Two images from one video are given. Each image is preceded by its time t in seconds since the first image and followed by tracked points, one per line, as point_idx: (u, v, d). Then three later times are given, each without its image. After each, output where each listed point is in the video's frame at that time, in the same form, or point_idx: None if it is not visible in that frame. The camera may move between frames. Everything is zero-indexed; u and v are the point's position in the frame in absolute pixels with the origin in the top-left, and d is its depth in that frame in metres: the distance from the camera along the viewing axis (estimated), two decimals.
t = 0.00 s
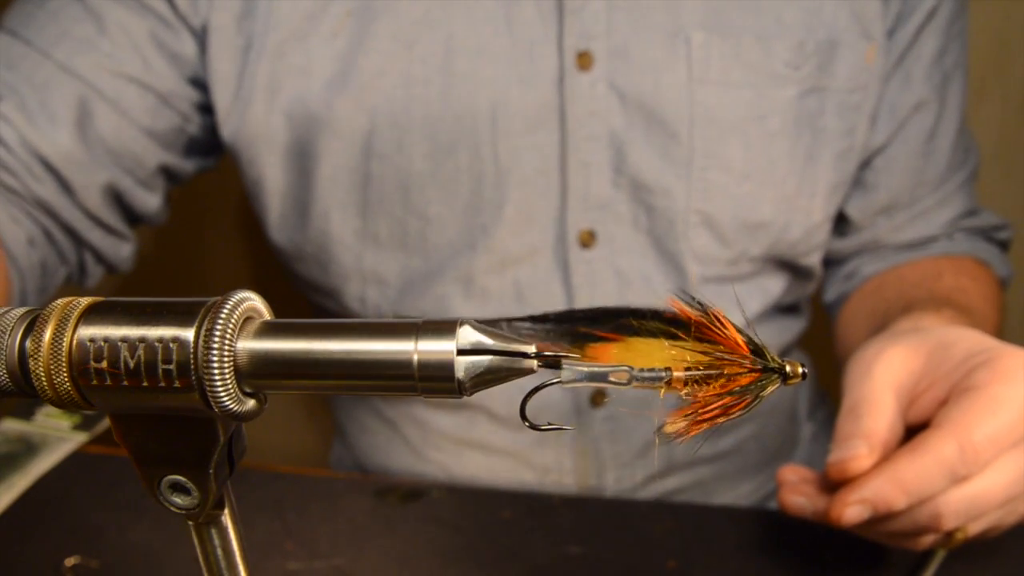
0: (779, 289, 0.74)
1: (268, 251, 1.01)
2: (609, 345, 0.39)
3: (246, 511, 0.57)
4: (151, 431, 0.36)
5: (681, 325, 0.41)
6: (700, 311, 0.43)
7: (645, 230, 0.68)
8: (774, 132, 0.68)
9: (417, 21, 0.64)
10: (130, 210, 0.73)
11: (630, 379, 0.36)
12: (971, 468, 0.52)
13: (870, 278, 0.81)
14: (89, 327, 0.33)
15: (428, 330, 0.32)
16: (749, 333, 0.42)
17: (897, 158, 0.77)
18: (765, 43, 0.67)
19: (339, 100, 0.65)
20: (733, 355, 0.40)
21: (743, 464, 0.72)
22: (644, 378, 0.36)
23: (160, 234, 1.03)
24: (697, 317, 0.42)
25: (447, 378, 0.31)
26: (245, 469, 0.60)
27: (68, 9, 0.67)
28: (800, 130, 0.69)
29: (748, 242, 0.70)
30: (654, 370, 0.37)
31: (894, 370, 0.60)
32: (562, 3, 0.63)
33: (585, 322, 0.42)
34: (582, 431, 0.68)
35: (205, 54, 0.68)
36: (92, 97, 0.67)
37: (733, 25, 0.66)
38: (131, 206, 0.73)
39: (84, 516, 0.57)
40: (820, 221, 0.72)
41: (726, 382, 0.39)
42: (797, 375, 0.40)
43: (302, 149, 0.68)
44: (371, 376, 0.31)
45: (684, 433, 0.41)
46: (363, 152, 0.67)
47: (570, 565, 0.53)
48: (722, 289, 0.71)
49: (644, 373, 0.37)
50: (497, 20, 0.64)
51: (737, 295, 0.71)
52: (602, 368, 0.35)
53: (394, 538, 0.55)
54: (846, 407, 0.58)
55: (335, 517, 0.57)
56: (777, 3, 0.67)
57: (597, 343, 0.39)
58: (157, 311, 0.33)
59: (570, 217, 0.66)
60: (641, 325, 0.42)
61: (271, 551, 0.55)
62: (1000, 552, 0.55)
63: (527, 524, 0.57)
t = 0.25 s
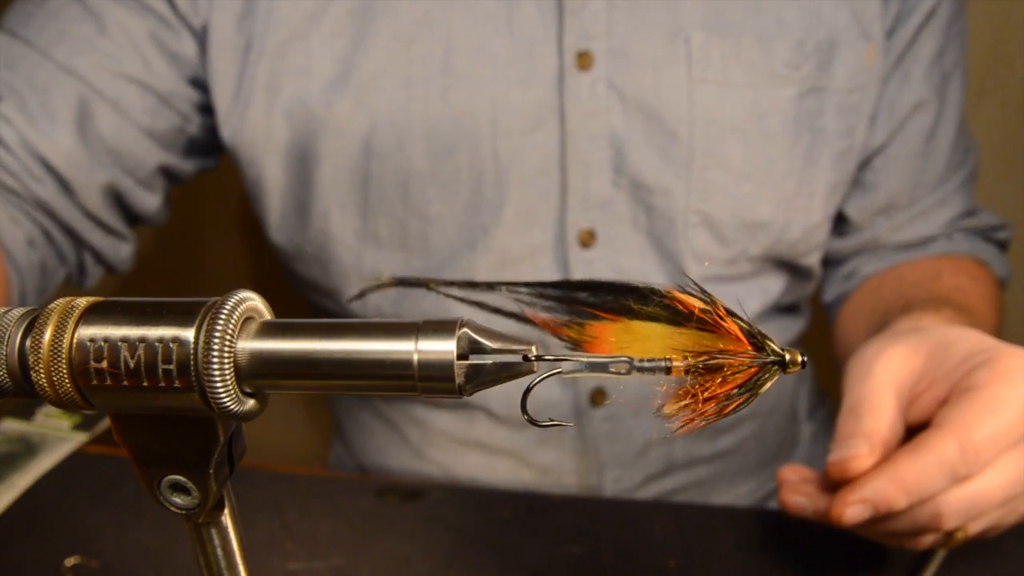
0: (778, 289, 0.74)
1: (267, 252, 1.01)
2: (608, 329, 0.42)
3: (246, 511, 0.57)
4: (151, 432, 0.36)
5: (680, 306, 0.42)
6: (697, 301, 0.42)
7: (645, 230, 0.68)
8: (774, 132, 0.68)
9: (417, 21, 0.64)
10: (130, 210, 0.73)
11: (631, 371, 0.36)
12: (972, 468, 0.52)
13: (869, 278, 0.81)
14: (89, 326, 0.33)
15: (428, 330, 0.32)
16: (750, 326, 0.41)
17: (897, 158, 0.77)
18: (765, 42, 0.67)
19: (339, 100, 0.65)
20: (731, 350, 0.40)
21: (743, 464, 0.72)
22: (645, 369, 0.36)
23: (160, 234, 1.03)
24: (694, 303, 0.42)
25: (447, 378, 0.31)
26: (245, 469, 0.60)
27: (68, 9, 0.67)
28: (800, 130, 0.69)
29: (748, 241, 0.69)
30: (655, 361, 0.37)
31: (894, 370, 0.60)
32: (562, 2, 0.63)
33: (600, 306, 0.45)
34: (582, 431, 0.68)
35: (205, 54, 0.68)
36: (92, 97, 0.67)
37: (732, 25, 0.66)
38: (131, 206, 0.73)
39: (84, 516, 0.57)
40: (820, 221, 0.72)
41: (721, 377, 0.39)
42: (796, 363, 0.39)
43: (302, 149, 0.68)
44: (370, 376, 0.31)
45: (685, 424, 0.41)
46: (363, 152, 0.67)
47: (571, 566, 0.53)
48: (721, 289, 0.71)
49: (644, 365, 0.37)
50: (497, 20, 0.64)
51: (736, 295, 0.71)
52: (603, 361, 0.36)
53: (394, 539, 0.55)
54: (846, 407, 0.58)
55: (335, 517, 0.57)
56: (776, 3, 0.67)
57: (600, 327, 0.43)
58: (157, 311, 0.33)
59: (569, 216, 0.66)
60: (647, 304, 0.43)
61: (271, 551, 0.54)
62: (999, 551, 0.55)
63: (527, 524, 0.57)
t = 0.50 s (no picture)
0: (778, 289, 0.74)
1: (267, 252, 1.01)
2: (608, 308, 0.43)
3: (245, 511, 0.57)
4: (151, 432, 0.36)
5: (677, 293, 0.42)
6: (694, 292, 0.42)
7: (645, 230, 0.68)
8: (774, 132, 0.68)
9: (417, 21, 0.64)
10: (130, 210, 0.73)
11: (631, 361, 0.36)
12: (971, 468, 0.52)
13: (868, 279, 0.81)
14: (89, 326, 0.33)
15: (428, 330, 0.32)
16: (750, 319, 0.40)
17: (896, 158, 0.77)
18: (765, 43, 0.67)
19: (339, 100, 0.65)
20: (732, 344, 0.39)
21: (743, 464, 0.72)
22: (645, 359, 0.36)
23: (160, 234, 1.03)
24: (692, 293, 0.42)
25: (446, 378, 0.31)
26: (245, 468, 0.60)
27: (69, 9, 0.67)
28: (800, 131, 0.69)
29: (749, 241, 0.69)
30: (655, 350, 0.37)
31: (894, 371, 0.60)
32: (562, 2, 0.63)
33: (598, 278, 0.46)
34: (582, 431, 0.68)
35: (205, 54, 0.68)
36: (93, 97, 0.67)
37: (732, 25, 0.66)
38: (131, 207, 0.73)
39: (85, 516, 0.57)
40: (819, 221, 0.72)
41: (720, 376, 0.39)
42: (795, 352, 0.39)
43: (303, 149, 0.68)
44: (371, 376, 0.31)
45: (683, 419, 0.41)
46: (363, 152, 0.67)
47: (571, 566, 0.53)
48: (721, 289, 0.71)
49: (645, 354, 0.36)
50: (498, 20, 0.64)
51: (736, 295, 0.71)
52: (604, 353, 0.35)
53: (394, 539, 0.55)
54: (846, 407, 0.58)
55: (334, 517, 0.57)
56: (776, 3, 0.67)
57: (602, 306, 0.44)
58: (157, 311, 0.33)
59: (570, 216, 0.66)
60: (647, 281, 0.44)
61: (271, 552, 0.54)
62: (998, 551, 0.55)
63: (527, 524, 0.57)
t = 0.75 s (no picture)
0: (779, 289, 0.74)
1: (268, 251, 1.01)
2: (609, 277, 0.42)
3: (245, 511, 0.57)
4: (151, 431, 0.36)
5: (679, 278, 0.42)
6: (696, 286, 0.42)
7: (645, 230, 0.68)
8: (774, 132, 0.68)
9: (418, 21, 0.64)
10: (131, 209, 0.73)
11: (631, 342, 0.38)
12: (972, 467, 0.52)
13: (869, 279, 0.81)
14: (89, 326, 0.33)
15: (428, 330, 0.32)
16: (754, 311, 0.42)
17: (897, 159, 0.77)
18: (765, 43, 0.67)
19: (339, 100, 0.65)
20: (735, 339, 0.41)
21: (743, 465, 0.72)
22: (643, 343, 0.39)
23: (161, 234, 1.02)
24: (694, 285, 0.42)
25: (446, 378, 0.31)
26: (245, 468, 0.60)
27: (70, 9, 0.67)
28: (800, 131, 0.69)
29: (750, 242, 0.69)
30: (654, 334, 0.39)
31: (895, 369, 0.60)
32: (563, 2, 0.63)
33: (595, 235, 0.44)
34: (582, 430, 0.68)
35: (206, 54, 0.68)
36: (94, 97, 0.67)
37: (733, 25, 0.66)
38: (131, 206, 0.73)
39: (85, 515, 0.57)
40: (820, 222, 0.72)
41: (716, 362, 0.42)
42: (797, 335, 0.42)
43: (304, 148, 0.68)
44: (372, 376, 0.31)
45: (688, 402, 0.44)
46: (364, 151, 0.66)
47: (570, 566, 0.53)
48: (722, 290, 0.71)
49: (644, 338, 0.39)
50: (498, 20, 0.64)
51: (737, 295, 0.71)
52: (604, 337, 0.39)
53: (394, 540, 0.55)
54: (847, 406, 0.58)
55: (334, 517, 0.57)
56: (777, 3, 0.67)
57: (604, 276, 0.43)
58: (157, 311, 0.33)
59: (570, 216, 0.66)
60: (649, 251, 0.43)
61: (270, 551, 0.54)
62: (998, 551, 0.55)
63: (527, 524, 0.57)
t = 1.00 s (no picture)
0: (780, 288, 0.74)
1: (268, 249, 1.01)
2: (609, 258, 0.43)
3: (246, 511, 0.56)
4: (152, 431, 0.36)
5: (682, 270, 0.42)
6: (700, 288, 0.42)
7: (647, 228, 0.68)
8: (776, 131, 0.68)
9: (418, 20, 0.64)
10: (132, 208, 0.73)
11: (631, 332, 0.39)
12: (975, 462, 0.52)
13: (870, 277, 0.80)
14: (90, 326, 0.33)
15: (428, 330, 0.32)
16: (756, 306, 0.42)
17: (898, 157, 0.77)
18: (767, 41, 0.67)
19: (340, 98, 0.65)
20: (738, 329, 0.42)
21: (744, 463, 0.72)
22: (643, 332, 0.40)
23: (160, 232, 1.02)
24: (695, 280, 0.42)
25: (446, 378, 0.31)
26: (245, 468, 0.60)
27: (71, 7, 0.67)
28: (802, 129, 0.69)
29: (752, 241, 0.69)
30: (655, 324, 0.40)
31: (897, 366, 0.60)
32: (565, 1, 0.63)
33: (594, 214, 0.43)
34: (583, 430, 0.68)
35: (207, 52, 0.68)
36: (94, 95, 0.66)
37: (735, 24, 0.66)
38: (132, 204, 0.72)
39: (86, 515, 0.57)
40: (821, 220, 0.72)
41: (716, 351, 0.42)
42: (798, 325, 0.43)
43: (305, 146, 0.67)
44: (371, 376, 0.31)
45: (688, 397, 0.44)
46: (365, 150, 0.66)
47: (572, 565, 0.53)
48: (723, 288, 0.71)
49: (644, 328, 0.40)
50: (500, 19, 0.64)
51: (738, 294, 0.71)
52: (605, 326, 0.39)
53: (394, 540, 0.55)
54: (849, 402, 0.58)
55: (335, 517, 0.57)
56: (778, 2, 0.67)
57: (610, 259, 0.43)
58: (158, 311, 0.33)
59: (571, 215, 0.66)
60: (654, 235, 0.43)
61: (271, 551, 0.54)
62: (998, 550, 0.55)
63: (528, 523, 0.57)
